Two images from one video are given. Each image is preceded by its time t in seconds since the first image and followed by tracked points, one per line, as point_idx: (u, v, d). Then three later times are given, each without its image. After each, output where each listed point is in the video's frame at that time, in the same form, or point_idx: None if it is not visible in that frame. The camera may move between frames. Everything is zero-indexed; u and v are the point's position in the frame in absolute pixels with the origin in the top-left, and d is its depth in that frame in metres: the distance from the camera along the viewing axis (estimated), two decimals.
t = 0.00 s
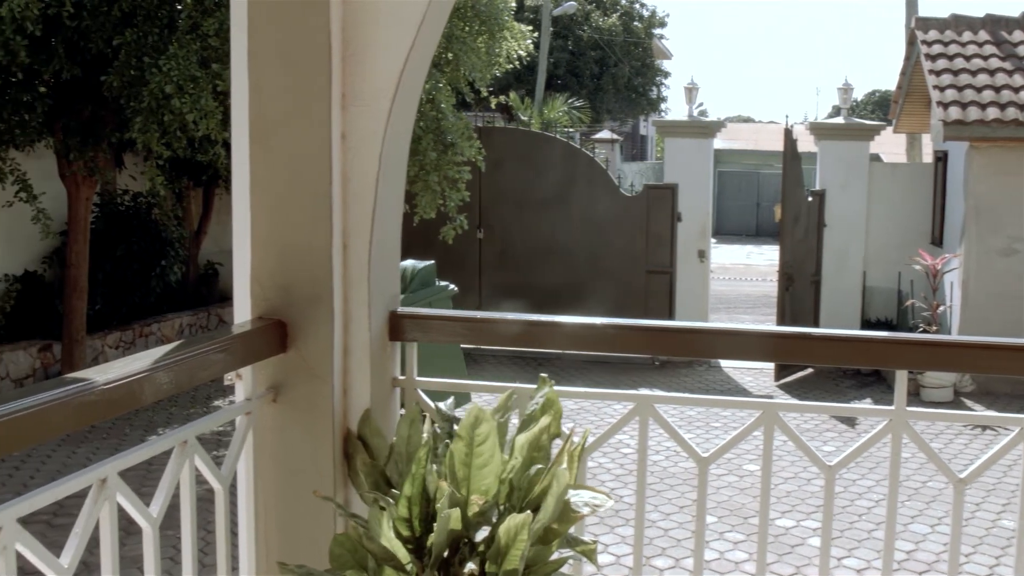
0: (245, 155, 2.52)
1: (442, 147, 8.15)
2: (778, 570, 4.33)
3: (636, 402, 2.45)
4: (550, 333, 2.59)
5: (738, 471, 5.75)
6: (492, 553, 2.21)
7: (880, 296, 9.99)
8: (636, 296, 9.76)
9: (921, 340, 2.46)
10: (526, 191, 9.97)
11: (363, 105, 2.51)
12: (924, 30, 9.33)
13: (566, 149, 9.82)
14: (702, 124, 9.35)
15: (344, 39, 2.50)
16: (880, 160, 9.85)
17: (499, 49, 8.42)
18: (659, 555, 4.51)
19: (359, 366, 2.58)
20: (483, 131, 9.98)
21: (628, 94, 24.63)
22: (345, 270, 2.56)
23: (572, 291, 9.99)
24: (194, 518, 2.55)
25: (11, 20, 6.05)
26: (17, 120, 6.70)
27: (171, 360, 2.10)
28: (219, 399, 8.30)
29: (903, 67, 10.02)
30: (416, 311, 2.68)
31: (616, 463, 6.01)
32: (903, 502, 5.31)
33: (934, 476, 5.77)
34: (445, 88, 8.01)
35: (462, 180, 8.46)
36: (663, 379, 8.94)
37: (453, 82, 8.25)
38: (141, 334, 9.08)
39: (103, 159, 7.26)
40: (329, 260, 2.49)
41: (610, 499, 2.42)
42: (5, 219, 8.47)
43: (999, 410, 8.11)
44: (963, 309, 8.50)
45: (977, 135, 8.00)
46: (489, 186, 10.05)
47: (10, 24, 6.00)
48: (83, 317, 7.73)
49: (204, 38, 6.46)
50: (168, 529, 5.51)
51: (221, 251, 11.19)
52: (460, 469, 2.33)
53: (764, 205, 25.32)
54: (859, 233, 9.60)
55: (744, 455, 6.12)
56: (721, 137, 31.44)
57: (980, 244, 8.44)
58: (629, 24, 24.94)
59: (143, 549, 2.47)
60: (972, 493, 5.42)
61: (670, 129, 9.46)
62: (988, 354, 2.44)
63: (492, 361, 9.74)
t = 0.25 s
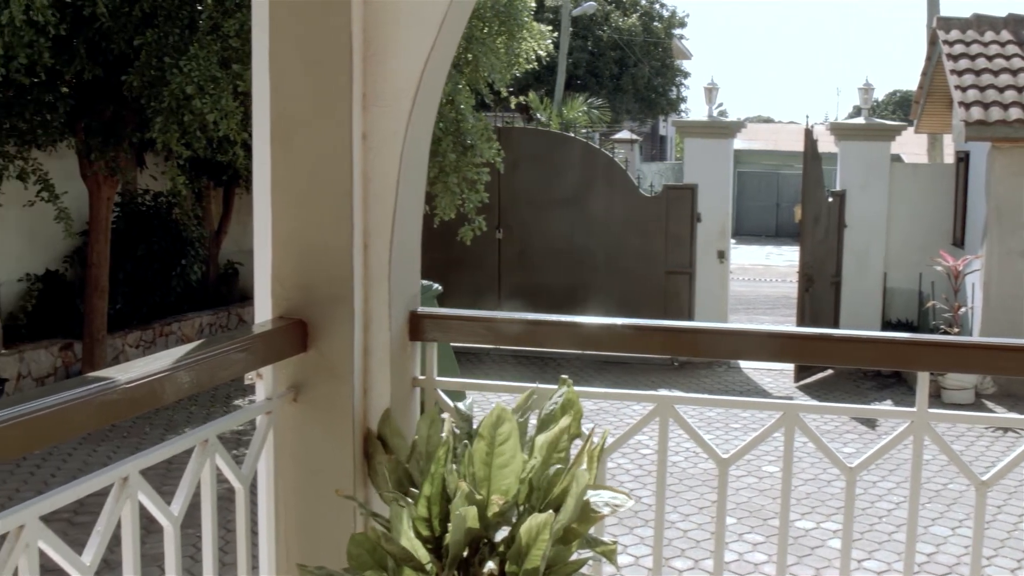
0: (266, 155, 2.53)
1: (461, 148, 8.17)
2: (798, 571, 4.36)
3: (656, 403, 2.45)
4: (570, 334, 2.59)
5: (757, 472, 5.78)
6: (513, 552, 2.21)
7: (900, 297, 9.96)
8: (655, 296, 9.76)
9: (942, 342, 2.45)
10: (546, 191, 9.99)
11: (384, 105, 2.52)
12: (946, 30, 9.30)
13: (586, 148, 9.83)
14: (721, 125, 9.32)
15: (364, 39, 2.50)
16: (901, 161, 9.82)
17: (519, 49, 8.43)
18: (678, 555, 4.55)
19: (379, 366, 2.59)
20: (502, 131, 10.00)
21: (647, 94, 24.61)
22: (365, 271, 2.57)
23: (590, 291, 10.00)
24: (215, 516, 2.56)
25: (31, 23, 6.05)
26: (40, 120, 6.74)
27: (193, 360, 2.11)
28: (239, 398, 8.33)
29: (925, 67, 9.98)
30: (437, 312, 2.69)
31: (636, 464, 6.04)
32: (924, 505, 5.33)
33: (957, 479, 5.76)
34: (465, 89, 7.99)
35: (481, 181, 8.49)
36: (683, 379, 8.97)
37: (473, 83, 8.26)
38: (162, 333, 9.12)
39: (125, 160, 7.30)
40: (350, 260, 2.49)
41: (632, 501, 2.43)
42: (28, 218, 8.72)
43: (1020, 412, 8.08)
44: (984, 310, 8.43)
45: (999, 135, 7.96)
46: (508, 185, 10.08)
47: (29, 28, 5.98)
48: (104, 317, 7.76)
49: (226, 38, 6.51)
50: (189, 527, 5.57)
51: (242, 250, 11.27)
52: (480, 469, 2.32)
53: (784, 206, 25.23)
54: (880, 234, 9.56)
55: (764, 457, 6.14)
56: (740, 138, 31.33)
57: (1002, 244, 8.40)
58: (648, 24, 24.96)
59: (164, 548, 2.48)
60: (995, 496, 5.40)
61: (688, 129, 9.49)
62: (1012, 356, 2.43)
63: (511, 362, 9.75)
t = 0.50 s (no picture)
0: (287, 155, 2.53)
1: (479, 151, 8.22)
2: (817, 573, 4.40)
3: (676, 403, 2.45)
4: (588, 334, 2.59)
5: (777, 475, 5.86)
6: (533, 553, 2.19)
7: (920, 298, 9.87)
8: (673, 297, 9.76)
9: (966, 344, 2.43)
10: (565, 191, 9.99)
11: (404, 105, 2.52)
12: (967, 30, 9.28)
13: (605, 148, 9.83)
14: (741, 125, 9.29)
15: (385, 39, 2.50)
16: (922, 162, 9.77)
17: (538, 50, 8.38)
18: (696, 557, 4.63)
19: (398, 366, 2.60)
20: (521, 132, 10.05)
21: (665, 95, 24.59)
22: (385, 271, 2.57)
23: (609, 291, 10.02)
24: (235, 515, 2.56)
25: (37, 23, 6.06)
26: (61, 120, 6.83)
27: (214, 359, 2.12)
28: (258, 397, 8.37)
29: (945, 67, 9.95)
30: (456, 312, 2.69)
31: (655, 466, 6.08)
32: (944, 507, 5.36)
33: (978, 482, 5.75)
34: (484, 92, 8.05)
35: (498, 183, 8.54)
36: (704, 379, 8.98)
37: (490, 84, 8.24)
38: (182, 332, 9.17)
39: (145, 160, 7.26)
40: (370, 260, 2.50)
41: (651, 505, 2.42)
42: (50, 218, 8.86)
43: None
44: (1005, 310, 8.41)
45: (1018, 136, 7.92)
46: (526, 185, 10.11)
47: (34, 28, 5.98)
48: (123, 315, 7.89)
49: (245, 39, 6.51)
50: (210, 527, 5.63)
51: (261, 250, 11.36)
52: (502, 469, 2.33)
53: (803, 206, 25.15)
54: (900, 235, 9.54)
55: (784, 459, 6.19)
56: (760, 138, 31.24)
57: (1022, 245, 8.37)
58: (667, 24, 24.98)
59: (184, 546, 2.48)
60: (1017, 499, 5.39)
61: (706, 130, 9.50)
62: None
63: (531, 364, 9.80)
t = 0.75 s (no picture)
0: (306, 155, 2.53)
1: (497, 153, 8.23)
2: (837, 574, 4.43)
3: (695, 404, 2.44)
4: (606, 335, 2.59)
5: (796, 476, 5.88)
6: (554, 553, 2.19)
7: (940, 299, 9.89)
8: (692, 298, 9.77)
9: (991, 345, 2.41)
10: (584, 191, 10.00)
11: (424, 106, 2.53)
12: (989, 30, 9.24)
13: (624, 148, 9.83)
14: (760, 125, 9.33)
15: (404, 40, 2.51)
16: (943, 162, 9.70)
17: (556, 51, 8.37)
18: (715, 558, 4.66)
19: (417, 366, 2.61)
20: (539, 132, 10.02)
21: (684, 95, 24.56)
22: (404, 272, 2.58)
23: (628, 291, 10.02)
24: (255, 513, 2.57)
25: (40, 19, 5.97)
26: (82, 120, 6.90)
27: (233, 360, 2.12)
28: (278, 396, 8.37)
29: (967, 67, 9.90)
30: (475, 312, 2.70)
31: (674, 467, 6.10)
32: (965, 509, 5.35)
33: (1000, 485, 5.72)
34: (502, 94, 8.07)
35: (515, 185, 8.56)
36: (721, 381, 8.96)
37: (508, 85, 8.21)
38: (201, 331, 9.24)
39: (165, 159, 7.32)
40: (388, 259, 2.50)
41: (669, 504, 2.42)
42: (72, 217, 8.97)
43: None
44: None
45: None
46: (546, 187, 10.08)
47: (32, 22, 5.89)
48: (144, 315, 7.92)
49: (264, 40, 6.51)
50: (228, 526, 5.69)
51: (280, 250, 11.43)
52: (523, 470, 2.32)
53: (823, 206, 25.02)
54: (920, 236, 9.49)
55: (802, 460, 6.21)
56: (779, 138, 31.15)
57: None
58: (686, 24, 25.01)
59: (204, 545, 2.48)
60: None
61: (726, 130, 9.46)
62: None
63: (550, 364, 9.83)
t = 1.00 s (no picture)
0: (328, 155, 2.54)
1: (515, 154, 8.21)
2: None
3: (716, 405, 2.44)
4: (625, 335, 2.59)
5: (817, 477, 5.87)
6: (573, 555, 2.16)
7: (961, 300, 9.78)
8: (711, 298, 9.74)
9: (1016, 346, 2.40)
10: (603, 192, 10.00)
11: (445, 105, 2.53)
12: (1011, 29, 9.19)
13: (643, 149, 9.83)
14: (780, 126, 9.35)
15: (426, 40, 2.51)
16: (964, 163, 9.65)
17: (576, 51, 8.38)
18: (735, 560, 4.66)
19: (438, 365, 2.61)
20: (558, 132, 10.07)
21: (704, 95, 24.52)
22: (425, 272, 2.59)
23: (648, 291, 10.01)
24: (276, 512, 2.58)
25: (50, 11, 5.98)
26: (105, 121, 6.91)
27: (254, 359, 2.13)
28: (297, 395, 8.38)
29: (989, 67, 9.86)
30: (496, 312, 2.70)
31: (694, 468, 6.11)
32: (986, 511, 5.36)
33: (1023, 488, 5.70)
34: (521, 95, 8.07)
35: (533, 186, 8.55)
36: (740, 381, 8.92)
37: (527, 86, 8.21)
38: (221, 331, 9.28)
39: (186, 159, 7.32)
40: (410, 259, 2.51)
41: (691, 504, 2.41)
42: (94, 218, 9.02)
43: None
44: None
45: None
46: (565, 186, 10.13)
47: (41, 14, 5.91)
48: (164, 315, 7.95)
49: (284, 39, 6.56)
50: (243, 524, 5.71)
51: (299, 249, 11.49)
52: (543, 468, 2.35)
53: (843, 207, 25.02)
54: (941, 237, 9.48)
55: (822, 461, 6.21)
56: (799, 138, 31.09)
57: None
58: (706, 24, 25.01)
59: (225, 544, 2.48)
60: None
61: (747, 131, 9.47)
62: None
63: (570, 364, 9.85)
